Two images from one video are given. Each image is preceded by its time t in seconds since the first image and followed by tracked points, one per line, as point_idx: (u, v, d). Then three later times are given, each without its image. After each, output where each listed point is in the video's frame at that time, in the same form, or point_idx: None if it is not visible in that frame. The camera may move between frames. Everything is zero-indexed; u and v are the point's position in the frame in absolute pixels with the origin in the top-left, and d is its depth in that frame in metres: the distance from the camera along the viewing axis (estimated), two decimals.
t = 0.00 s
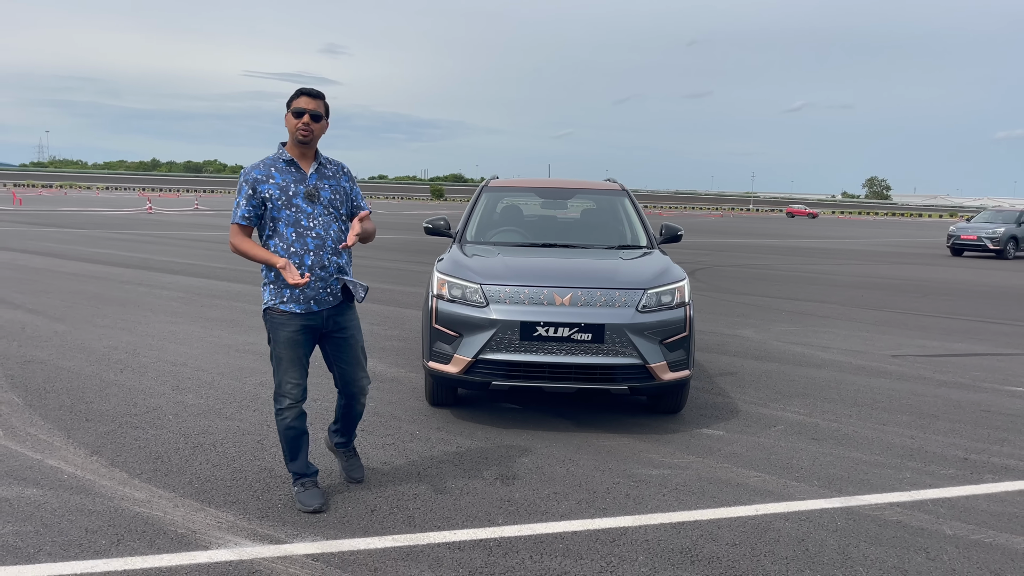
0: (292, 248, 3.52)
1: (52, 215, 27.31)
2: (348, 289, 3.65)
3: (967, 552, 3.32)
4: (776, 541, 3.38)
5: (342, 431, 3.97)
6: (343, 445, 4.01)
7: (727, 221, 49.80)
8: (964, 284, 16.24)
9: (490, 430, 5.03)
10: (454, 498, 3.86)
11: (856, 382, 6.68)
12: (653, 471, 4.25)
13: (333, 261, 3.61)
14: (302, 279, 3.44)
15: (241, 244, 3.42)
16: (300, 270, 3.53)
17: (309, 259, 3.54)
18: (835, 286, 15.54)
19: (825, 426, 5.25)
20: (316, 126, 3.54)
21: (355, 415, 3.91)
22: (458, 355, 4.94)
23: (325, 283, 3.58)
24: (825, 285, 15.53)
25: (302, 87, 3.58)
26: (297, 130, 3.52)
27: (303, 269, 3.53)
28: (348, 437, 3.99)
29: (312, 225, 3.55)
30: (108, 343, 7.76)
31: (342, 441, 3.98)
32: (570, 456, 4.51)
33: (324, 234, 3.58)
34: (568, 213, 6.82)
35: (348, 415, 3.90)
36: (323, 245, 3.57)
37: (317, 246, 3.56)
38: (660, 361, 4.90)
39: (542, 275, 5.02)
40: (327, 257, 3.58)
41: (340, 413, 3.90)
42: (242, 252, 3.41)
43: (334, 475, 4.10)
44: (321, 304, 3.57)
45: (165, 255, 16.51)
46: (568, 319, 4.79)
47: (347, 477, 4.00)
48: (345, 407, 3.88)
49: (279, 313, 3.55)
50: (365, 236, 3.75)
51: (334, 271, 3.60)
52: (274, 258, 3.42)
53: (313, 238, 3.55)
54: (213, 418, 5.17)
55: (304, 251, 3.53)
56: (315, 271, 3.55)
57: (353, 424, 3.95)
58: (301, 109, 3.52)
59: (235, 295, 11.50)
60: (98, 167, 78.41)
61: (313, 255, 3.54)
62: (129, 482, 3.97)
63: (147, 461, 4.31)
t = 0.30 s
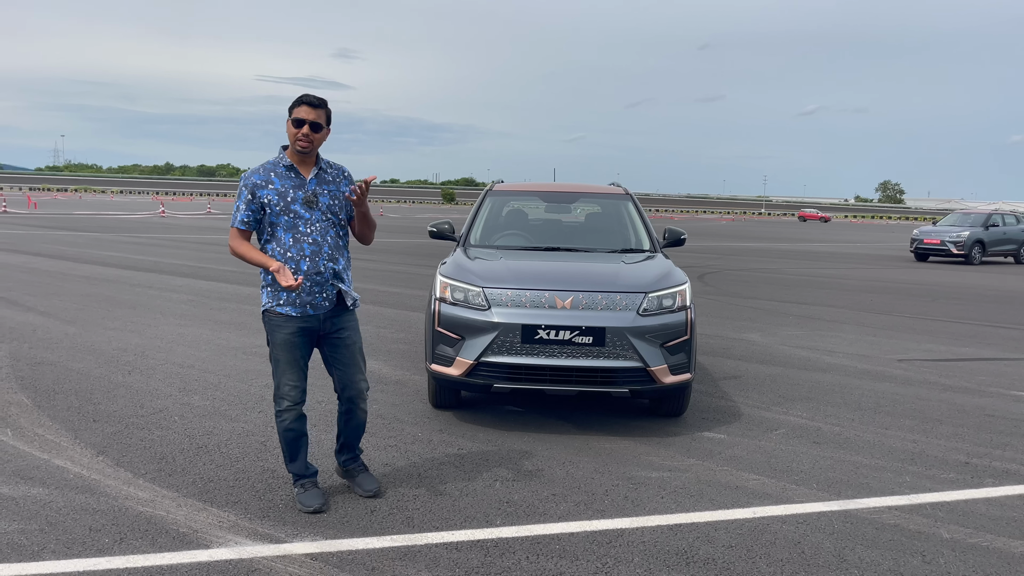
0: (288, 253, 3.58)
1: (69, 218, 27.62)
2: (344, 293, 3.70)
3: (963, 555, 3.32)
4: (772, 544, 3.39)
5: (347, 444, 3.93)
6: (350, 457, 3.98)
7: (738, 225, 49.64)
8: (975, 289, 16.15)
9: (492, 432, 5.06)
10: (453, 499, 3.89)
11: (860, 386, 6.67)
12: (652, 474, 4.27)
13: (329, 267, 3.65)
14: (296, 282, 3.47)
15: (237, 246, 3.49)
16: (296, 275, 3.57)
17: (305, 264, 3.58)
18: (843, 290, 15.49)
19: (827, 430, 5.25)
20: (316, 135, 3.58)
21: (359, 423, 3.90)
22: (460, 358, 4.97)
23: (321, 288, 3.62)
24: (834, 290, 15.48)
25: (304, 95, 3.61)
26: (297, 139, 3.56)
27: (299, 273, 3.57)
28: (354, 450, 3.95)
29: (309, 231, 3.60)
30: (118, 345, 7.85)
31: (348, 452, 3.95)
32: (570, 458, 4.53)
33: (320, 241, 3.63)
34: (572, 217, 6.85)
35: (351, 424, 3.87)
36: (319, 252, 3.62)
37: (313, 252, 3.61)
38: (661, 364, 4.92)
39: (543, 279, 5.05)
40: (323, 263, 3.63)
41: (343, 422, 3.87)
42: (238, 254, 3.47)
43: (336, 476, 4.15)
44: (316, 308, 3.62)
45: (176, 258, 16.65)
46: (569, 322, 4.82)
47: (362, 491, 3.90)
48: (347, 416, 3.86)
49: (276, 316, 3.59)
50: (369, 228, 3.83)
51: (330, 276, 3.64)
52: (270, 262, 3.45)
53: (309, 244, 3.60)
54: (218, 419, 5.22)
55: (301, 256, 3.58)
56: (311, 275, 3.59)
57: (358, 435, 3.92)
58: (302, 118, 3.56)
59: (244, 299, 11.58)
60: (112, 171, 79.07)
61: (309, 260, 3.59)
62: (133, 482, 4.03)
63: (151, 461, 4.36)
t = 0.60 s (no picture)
0: (282, 257, 3.60)
1: (84, 220, 27.88)
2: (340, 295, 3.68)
3: (959, 558, 3.31)
4: (766, 545, 3.39)
5: (348, 460, 3.67)
6: (357, 480, 3.67)
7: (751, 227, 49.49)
8: (987, 291, 16.04)
9: (492, 433, 5.08)
10: (449, 499, 3.91)
11: (865, 388, 6.65)
12: (650, 475, 4.28)
13: (323, 273, 3.64)
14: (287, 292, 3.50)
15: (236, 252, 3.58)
16: (291, 280, 3.59)
17: (299, 269, 3.59)
18: (853, 293, 15.38)
19: (829, 432, 5.23)
20: (310, 141, 3.58)
21: (354, 429, 3.69)
22: (460, 359, 5.00)
23: (315, 292, 3.62)
24: (844, 292, 15.42)
25: (299, 100, 3.62)
26: (293, 145, 3.56)
27: (292, 278, 3.59)
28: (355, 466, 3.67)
29: (304, 237, 3.61)
30: (126, 346, 7.93)
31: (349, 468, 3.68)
32: (569, 459, 4.54)
33: (315, 247, 3.62)
34: (575, 219, 6.86)
35: (345, 430, 3.68)
36: (313, 257, 3.62)
37: (307, 258, 3.61)
38: (661, 365, 4.92)
39: (544, 280, 5.06)
40: (317, 269, 3.62)
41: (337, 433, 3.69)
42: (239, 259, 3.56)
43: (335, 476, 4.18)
44: (311, 311, 3.62)
45: (188, 260, 16.79)
46: (569, 323, 4.83)
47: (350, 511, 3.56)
48: (339, 421, 3.69)
49: (271, 317, 3.63)
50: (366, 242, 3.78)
51: (324, 282, 3.64)
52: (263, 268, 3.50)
53: (303, 249, 3.61)
54: (221, 419, 5.27)
55: (294, 261, 3.59)
56: (305, 279, 3.60)
57: (355, 446, 3.68)
58: (296, 125, 3.56)
59: (253, 300, 11.67)
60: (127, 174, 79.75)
61: (302, 266, 3.59)
62: (135, 480, 4.08)
63: (154, 460, 4.41)
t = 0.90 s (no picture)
0: (274, 259, 3.59)
1: (100, 221, 28.16)
2: (331, 298, 3.59)
3: (954, 558, 3.30)
4: (760, 544, 3.39)
5: (317, 473, 3.55)
6: (323, 494, 3.54)
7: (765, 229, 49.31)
8: (1000, 292, 15.91)
9: (492, 433, 5.10)
10: (446, 497, 3.94)
11: (870, 389, 6.62)
12: (648, 474, 4.29)
13: (312, 275, 3.59)
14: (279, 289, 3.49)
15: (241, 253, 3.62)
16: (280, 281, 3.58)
17: (287, 271, 3.57)
18: (863, 293, 15.29)
19: (830, 433, 5.22)
20: (311, 136, 3.60)
21: (330, 441, 3.57)
22: (461, 359, 5.02)
23: (304, 295, 3.58)
24: (855, 293, 15.34)
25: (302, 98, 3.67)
26: (293, 141, 3.58)
27: (281, 280, 3.57)
28: (323, 480, 3.54)
29: (295, 238, 3.58)
30: (135, 345, 8.01)
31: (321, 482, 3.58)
32: (567, 458, 4.55)
33: (304, 249, 3.58)
34: (578, 219, 6.87)
35: (321, 441, 3.57)
36: (301, 259, 3.57)
37: (296, 260, 3.58)
38: (660, 365, 4.93)
39: (544, 281, 5.08)
40: (306, 271, 3.58)
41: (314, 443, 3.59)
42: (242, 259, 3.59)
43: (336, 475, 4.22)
44: (302, 315, 3.58)
45: (200, 261, 16.94)
46: (569, 323, 4.85)
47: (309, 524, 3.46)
48: (316, 431, 3.58)
49: (265, 318, 3.64)
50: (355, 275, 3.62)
51: (312, 285, 3.58)
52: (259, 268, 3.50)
53: (293, 251, 3.58)
54: (225, 418, 5.32)
55: (284, 263, 3.57)
56: (294, 281, 3.57)
57: (326, 458, 3.55)
58: (297, 120, 3.60)
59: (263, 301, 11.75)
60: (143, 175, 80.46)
61: (290, 268, 3.56)
62: (137, 477, 4.13)
63: (157, 457, 4.46)
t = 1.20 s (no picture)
0: (269, 250, 3.62)
1: (114, 221, 28.40)
2: (321, 298, 3.56)
3: (946, 554, 3.30)
4: (753, 540, 3.41)
5: (312, 476, 3.56)
6: (318, 497, 3.54)
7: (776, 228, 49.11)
8: (1011, 291, 15.81)
9: (492, 429, 5.14)
10: (442, 493, 3.98)
11: (872, 387, 6.61)
12: (645, 471, 4.31)
13: (303, 271, 3.57)
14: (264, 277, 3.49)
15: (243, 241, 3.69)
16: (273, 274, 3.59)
17: (278, 265, 3.58)
18: (871, 292, 15.21)
19: (830, 431, 5.22)
20: (320, 127, 3.57)
21: (326, 446, 3.58)
22: (461, 356, 5.06)
23: (295, 290, 3.57)
24: (863, 292, 15.29)
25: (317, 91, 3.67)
26: (301, 131, 3.57)
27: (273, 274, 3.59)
28: (318, 483, 3.54)
29: (289, 231, 3.58)
30: (143, 343, 8.10)
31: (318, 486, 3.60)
32: (565, 455, 4.58)
33: (296, 242, 3.57)
34: (580, 217, 6.90)
35: (317, 445, 3.59)
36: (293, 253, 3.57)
37: (287, 253, 3.57)
38: (659, 362, 4.95)
39: (544, 278, 5.11)
40: (295, 265, 3.57)
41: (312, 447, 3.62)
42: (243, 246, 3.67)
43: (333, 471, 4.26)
44: (294, 312, 3.58)
45: (210, 260, 17.05)
46: (568, 321, 4.88)
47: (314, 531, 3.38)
48: (314, 434, 3.61)
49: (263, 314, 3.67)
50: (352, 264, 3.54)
51: (301, 280, 3.57)
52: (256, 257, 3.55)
53: (285, 244, 3.58)
54: (228, 414, 5.38)
55: (276, 255, 3.59)
56: (286, 275, 3.57)
57: (321, 461, 3.56)
58: (308, 110, 3.59)
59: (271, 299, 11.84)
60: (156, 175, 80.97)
61: (281, 261, 3.57)
62: (139, 471, 4.19)
63: (159, 452, 4.52)
